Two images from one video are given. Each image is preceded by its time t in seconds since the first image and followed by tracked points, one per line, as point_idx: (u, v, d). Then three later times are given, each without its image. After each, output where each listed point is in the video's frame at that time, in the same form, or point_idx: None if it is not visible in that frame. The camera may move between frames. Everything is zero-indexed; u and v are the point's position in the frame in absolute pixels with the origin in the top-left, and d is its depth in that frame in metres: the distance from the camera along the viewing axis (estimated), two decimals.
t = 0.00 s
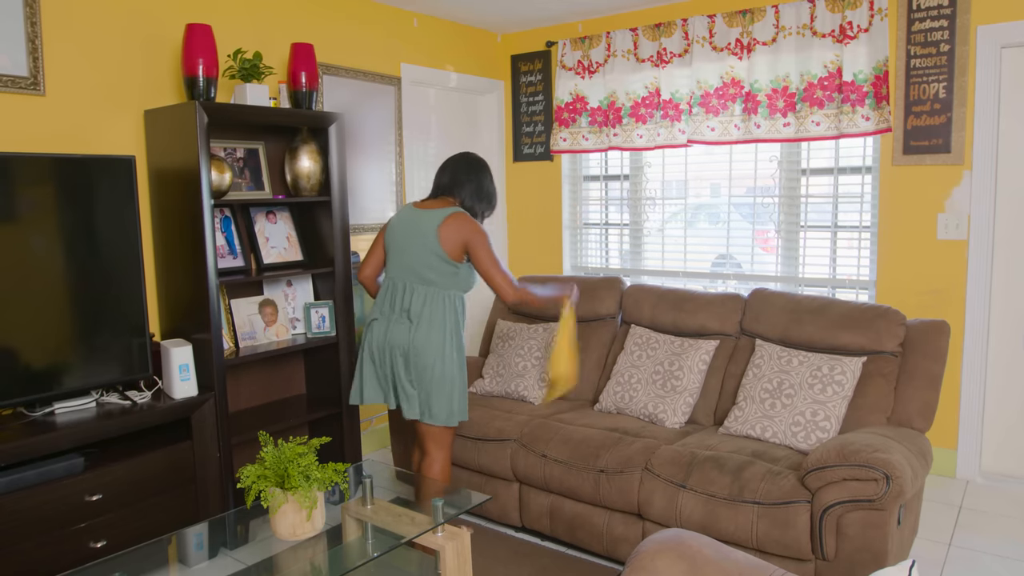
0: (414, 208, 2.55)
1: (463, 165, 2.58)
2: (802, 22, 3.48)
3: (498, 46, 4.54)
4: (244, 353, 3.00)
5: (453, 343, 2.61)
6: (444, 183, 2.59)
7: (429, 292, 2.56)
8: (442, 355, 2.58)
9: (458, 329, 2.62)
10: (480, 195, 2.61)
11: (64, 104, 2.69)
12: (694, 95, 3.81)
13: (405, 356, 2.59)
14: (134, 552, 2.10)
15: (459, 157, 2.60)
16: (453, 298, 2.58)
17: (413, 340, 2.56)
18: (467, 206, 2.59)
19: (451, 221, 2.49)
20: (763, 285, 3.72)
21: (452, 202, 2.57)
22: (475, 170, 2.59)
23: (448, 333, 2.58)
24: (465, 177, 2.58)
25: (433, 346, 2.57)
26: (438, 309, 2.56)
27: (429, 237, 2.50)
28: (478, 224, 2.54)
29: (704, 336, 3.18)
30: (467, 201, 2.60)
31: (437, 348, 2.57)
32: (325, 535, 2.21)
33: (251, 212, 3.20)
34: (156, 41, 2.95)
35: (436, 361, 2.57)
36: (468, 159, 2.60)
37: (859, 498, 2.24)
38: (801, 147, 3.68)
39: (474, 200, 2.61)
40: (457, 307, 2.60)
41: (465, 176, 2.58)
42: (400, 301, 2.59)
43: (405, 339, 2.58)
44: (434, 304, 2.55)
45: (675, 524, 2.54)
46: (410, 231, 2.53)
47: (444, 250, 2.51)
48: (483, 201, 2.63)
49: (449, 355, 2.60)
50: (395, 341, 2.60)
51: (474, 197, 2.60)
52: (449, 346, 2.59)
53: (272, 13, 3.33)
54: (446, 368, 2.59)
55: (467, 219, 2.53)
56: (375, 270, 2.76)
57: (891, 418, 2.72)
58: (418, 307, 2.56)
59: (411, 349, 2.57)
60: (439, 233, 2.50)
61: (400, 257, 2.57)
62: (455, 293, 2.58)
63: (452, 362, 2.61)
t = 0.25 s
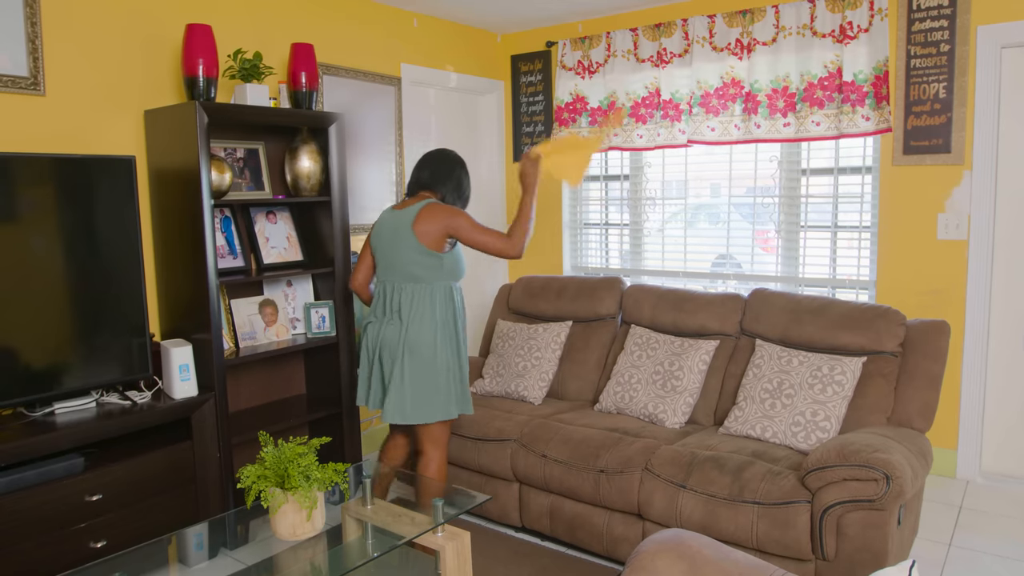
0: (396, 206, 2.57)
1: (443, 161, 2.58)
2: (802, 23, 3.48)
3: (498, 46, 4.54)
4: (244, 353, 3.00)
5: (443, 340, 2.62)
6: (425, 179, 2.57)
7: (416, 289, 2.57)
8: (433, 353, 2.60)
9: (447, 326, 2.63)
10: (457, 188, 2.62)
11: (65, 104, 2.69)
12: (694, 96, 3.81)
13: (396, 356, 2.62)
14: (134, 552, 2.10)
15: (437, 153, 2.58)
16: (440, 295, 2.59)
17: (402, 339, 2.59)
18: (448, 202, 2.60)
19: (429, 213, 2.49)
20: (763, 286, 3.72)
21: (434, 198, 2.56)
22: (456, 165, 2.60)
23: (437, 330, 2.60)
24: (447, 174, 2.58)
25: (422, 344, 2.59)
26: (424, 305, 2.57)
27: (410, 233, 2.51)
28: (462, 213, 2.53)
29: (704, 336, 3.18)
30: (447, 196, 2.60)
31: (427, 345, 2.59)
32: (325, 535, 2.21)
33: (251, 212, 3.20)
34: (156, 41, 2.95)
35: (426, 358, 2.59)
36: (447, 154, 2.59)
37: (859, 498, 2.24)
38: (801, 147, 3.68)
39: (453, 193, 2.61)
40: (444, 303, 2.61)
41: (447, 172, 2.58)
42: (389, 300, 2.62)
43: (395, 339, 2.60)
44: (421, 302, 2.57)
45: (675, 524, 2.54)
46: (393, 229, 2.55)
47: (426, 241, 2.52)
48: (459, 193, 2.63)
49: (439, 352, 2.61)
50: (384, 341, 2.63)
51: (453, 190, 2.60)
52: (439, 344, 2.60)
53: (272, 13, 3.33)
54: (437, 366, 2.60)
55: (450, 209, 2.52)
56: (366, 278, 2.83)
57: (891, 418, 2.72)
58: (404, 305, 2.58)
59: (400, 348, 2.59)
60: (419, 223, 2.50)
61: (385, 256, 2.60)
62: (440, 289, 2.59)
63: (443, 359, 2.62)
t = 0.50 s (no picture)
0: (380, 210, 2.66)
1: (425, 168, 2.68)
2: (802, 22, 3.48)
3: (497, 46, 4.54)
4: (244, 353, 3.01)
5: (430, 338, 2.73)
6: (408, 185, 2.66)
7: (401, 291, 2.66)
8: (421, 352, 2.71)
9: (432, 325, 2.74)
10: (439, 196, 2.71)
11: (65, 104, 2.69)
12: (694, 96, 3.81)
13: (383, 356, 2.71)
14: (134, 553, 2.10)
15: (418, 160, 2.68)
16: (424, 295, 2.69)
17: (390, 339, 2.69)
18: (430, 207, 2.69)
19: (419, 222, 2.59)
20: (763, 286, 3.72)
21: (416, 204, 2.65)
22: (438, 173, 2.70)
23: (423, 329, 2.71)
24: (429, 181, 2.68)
25: (411, 344, 2.69)
26: (410, 306, 2.67)
27: (399, 237, 2.60)
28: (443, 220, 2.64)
29: (704, 336, 3.18)
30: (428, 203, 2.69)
31: (415, 344, 2.70)
32: (325, 535, 2.21)
33: (251, 212, 3.20)
34: (156, 41, 2.95)
35: (416, 358, 2.71)
36: (428, 161, 2.70)
37: (859, 498, 2.24)
38: (801, 147, 3.68)
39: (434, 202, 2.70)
40: (428, 303, 2.71)
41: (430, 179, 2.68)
42: (373, 301, 2.70)
43: (382, 339, 2.70)
44: (407, 303, 2.67)
45: (675, 524, 2.54)
46: (379, 233, 2.63)
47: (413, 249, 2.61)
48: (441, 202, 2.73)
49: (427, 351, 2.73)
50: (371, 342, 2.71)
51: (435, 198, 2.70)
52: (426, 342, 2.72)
53: (271, 13, 3.33)
54: (426, 365, 2.72)
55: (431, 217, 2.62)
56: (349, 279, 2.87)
57: (891, 418, 2.72)
58: (391, 306, 2.67)
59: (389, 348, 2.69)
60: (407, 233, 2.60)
61: (370, 259, 2.68)
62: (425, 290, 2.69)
63: (432, 357, 2.74)
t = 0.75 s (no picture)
0: (367, 207, 2.73)
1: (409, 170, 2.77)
2: (802, 23, 3.48)
3: (497, 46, 4.54)
4: (244, 354, 3.01)
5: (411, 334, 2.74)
6: (392, 188, 2.75)
7: (383, 286, 2.70)
8: (401, 347, 2.70)
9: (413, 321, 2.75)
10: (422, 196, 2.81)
11: (65, 104, 2.69)
12: (693, 96, 3.81)
13: (364, 351, 2.70)
14: (134, 553, 2.10)
15: (402, 163, 2.77)
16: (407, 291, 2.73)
17: (370, 332, 2.69)
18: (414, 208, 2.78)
19: (404, 220, 2.66)
20: (763, 286, 3.72)
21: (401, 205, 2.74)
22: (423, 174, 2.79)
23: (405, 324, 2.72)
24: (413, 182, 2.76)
25: (389, 337, 2.69)
26: (393, 300, 2.70)
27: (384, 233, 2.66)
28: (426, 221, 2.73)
29: (704, 337, 3.18)
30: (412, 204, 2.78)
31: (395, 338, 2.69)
32: (325, 535, 2.21)
33: (251, 212, 3.20)
34: (156, 41, 2.95)
35: (394, 351, 2.69)
36: (412, 163, 2.79)
37: (859, 499, 2.24)
38: (801, 148, 3.68)
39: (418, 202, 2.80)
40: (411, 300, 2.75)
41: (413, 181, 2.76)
42: (355, 296, 2.72)
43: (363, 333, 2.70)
44: (390, 298, 2.70)
45: (675, 525, 2.54)
46: (365, 229, 2.69)
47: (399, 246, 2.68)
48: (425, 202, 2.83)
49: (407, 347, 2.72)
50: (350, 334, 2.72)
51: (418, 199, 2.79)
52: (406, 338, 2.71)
53: (272, 13, 3.33)
54: (404, 359, 2.70)
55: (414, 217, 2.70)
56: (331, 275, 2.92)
57: (891, 418, 2.72)
58: (373, 300, 2.70)
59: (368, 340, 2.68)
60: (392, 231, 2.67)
61: (354, 254, 2.72)
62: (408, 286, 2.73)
63: (411, 353, 2.73)
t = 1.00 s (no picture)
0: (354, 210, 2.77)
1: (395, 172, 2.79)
2: (801, 27, 3.49)
3: (497, 50, 4.54)
4: (243, 358, 3.01)
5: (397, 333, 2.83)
6: (378, 190, 2.78)
7: (370, 288, 2.75)
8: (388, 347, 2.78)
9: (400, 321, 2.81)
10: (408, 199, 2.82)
11: (65, 108, 2.70)
12: (693, 100, 3.82)
13: (353, 352, 2.77)
14: (133, 558, 2.10)
15: (390, 165, 2.79)
16: (396, 291, 2.80)
17: (359, 333, 2.76)
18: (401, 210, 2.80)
19: (389, 219, 2.70)
20: (763, 290, 3.72)
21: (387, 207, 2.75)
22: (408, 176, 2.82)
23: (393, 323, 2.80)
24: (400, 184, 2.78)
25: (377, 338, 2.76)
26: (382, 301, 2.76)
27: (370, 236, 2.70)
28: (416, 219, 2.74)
29: (704, 341, 3.18)
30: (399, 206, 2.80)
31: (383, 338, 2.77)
32: (324, 540, 2.21)
33: (251, 217, 3.20)
34: (156, 45, 2.95)
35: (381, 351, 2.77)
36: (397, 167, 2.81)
37: (859, 503, 2.24)
38: (800, 151, 3.69)
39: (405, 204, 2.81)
40: (399, 299, 2.82)
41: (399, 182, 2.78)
42: (344, 297, 2.78)
43: (352, 335, 2.76)
44: (379, 299, 2.76)
45: (674, 529, 2.54)
46: (353, 232, 2.74)
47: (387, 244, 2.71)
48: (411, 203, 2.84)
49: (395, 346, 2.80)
50: (339, 335, 2.79)
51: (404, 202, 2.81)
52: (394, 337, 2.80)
53: (272, 17, 3.34)
54: (391, 357, 2.79)
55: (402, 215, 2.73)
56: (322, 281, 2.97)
57: (890, 422, 2.72)
58: (361, 302, 2.75)
59: (355, 341, 2.76)
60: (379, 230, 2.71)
61: (342, 256, 2.77)
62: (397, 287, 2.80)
63: (398, 351, 2.82)
